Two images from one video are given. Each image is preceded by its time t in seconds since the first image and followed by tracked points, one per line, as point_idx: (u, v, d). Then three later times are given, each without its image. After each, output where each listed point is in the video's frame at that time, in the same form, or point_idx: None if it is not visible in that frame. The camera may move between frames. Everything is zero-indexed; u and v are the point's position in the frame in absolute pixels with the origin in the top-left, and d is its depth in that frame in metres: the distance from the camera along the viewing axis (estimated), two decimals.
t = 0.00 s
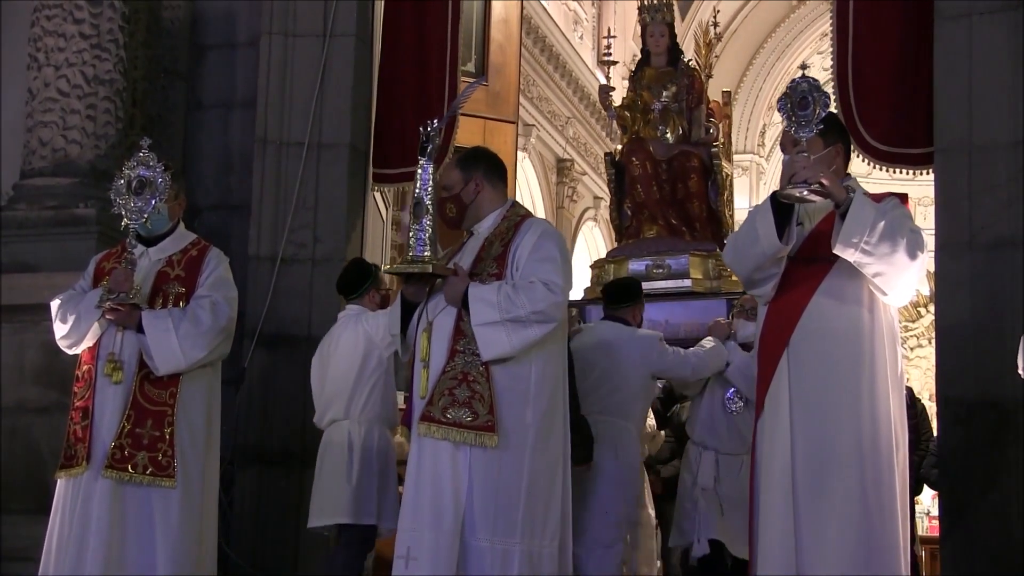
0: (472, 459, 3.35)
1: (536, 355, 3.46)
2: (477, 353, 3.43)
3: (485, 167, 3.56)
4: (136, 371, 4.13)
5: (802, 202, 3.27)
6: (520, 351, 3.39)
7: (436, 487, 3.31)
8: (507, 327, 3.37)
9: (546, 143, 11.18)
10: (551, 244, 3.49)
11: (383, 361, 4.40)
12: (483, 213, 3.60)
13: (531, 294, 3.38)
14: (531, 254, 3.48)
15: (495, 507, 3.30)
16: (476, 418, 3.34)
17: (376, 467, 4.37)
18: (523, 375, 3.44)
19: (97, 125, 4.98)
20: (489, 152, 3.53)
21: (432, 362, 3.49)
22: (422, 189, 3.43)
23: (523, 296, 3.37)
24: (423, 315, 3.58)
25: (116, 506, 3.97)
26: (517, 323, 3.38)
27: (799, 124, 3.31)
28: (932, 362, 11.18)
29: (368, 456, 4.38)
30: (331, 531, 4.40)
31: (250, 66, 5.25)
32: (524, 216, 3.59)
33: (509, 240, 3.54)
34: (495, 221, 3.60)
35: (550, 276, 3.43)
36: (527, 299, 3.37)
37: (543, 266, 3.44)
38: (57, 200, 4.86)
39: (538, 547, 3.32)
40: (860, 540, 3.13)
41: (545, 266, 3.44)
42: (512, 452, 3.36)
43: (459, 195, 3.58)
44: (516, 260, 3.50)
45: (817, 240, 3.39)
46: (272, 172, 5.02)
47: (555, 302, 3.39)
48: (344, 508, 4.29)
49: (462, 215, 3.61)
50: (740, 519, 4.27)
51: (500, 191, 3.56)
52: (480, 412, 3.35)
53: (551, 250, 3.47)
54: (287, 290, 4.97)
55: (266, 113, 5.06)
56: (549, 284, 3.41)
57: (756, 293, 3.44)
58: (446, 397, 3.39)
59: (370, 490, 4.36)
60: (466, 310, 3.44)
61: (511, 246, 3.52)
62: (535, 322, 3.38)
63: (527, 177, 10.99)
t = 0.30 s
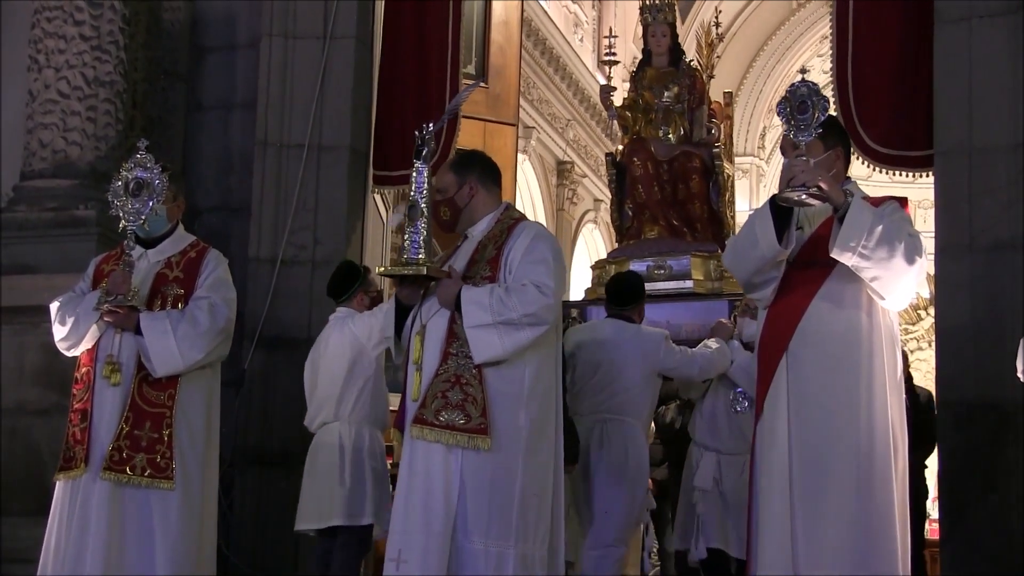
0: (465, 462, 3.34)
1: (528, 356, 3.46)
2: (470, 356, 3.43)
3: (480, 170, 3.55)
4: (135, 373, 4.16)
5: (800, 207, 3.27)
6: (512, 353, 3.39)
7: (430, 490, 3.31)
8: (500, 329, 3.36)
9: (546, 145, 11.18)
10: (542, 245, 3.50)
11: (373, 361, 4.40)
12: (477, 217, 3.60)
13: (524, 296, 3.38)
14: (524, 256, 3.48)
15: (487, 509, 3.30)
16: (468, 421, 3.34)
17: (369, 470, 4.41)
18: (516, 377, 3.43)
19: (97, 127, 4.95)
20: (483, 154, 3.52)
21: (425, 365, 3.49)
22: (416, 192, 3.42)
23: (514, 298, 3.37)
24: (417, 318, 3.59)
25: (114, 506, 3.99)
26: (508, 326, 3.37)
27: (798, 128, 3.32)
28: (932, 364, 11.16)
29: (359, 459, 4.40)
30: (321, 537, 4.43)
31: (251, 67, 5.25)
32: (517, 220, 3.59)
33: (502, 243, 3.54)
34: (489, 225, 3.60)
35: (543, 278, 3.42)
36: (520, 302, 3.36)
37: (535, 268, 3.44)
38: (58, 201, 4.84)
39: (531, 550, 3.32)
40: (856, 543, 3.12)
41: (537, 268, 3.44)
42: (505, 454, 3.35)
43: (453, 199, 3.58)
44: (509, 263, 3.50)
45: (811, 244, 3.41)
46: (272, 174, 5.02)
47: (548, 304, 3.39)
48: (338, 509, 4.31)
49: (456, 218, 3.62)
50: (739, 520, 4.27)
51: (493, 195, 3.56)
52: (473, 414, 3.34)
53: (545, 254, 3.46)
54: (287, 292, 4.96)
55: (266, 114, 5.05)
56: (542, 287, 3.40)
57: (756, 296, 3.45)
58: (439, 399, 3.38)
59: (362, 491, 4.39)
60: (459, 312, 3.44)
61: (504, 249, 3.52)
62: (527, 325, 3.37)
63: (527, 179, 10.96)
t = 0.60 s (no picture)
0: (465, 463, 3.34)
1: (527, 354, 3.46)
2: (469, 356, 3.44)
3: (485, 171, 3.56)
4: (134, 375, 4.20)
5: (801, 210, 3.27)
6: (508, 352, 3.38)
7: (428, 490, 3.31)
8: (495, 328, 3.37)
9: (546, 149, 11.17)
10: (543, 242, 3.48)
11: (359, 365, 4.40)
12: (484, 218, 3.59)
13: (519, 295, 3.38)
14: (522, 255, 3.47)
15: (486, 510, 3.30)
16: (467, 421, 3.34)
17: (352, 470, 4.39)
18: (517, 378, 3.43)
19: (98, 130, 4.94)
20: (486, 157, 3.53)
21: (426, 366, 3.51)
22: (421, 195, 3.43)
23: (510, 297, 3.37)
24: (421, 320, 3.61)
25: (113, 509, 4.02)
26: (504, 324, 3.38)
27: (799, 132, 3.32)
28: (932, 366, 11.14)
29: (341, 460, 4.40)
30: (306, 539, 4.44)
31: (252, 70, 5.24)
32: (522, 219, 3.59)
33: (503, 244, 3.54)
34: (496, 225, 3.59)
35: (539, 277, 3.41)
36: (514, 300, 3.36)
37: (532, 267, 3.42)
38: (59, 204, 4.83)
39: (531, 552, 3.31)
40: (858, 544, 3.11)
41: (536, 268, 3.42)
42: (506, 455, 3.36)
43: (460, 200, 3.59)
44: (508, 263, 3.50)
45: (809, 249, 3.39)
46: (273, 176, 5.01)
47: (543, 302, 3.38)
48: (323, 509, 4.32)
49: (464, 220, 3.62)
50: (740, 522, 4.27)
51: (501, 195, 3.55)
52: (472, 415, 3.35)
53: (544, 253, 3.45)
54: (287, 295, 4.96)
55: (267, 117, 5.05)
56: (539, 286, 3.39)
57: (756, 299, 3.44)
58: (439, 400, 3.38)
59: (345, 492, 4.39)
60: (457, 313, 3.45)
61: (504, 249, 3.53)
62: (522, 323, 3.37)
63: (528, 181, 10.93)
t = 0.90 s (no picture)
0: (467, 465, 3.41)
1: (527, 354, 3.52)
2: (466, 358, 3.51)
3: (493, 176, 3.63)
4: (139, 376, 4.28)
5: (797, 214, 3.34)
6: (500, 353, 3.44)
7: (431, 492, 3.39)
8: (484, 327, 3.44)
9: (546, 153, 11.24)
10: (537, 239, 3.53)
11: (360, 364, 4.48)
12: (497, 220, 3.66)
13: (506, 296, 3.44)
14: (516, 256, 3.52)
15: (487, 512, 3.37)
16: (464, 423, 3.42)
17: (353, 470, 4.45)
18: (516, 379, 3.50)
19: (104, 134, 4.99)
20: (500, 162, 3.60)
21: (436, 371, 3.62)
22: (428, 198, 3.65)
23: (497, 297, 3.44)
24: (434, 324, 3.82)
25: (119, 510, 4.08)
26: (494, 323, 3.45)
27: (795, 137, 3.37)
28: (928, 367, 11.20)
29: (345, 461, 4.45)
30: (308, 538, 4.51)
31: (255, 75, 5.30)
32: (529, 216, 3.64)
33: (500, 248, 3.61)
34: (508, 225, 3.65)
35: (526, 278, 3.46)
36: (500, 300, 3.43)
37: (523, 268, 3.47)
38: (65, 207, 4.88)
39: (532, 551, 3.36)
40: (854, 544, 3.17)
41: (526, 269, 3.47)
42: (506, 456, 3.42)
43: (472, 205, 3.70)
44: (504, 264, 3.56)
45: (806, 254, 3.45)
46: (275, 180, 5.07)
47: (529, 302, 3.42)
48: (319, 511, 4.36)
49: (480, 224, 3.72)
50: (738, 522, 4.32)
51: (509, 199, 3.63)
52: (469, 417, 3.42)
53: (535, 253, 3.49)
54: (290, 298, 5.01)
55: (270, 122, 5.11)
56: (525, 286, 3.44)
57: (753, 302, 3.51)
58: (442, 404, 3.47)
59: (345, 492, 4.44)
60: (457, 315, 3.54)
61: (501, 252, 3.60)
62: (510, 323, 3.43)
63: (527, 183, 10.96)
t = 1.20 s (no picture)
0: (462, 463, 3.56)
1: (521, 352, 3.65)
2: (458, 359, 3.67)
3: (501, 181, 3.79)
4: (146, 375, 4.40)
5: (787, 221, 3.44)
6: (486, 353, 3.58)
7: (434, 490, 3.57)
8: (473, 327, 3.59)
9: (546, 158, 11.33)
10: (527, 239, 3.65)
11: (358, 363, 4.59)
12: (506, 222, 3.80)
13: (491, 297, 3.58)
14: (504, 257, 3.64)
15: (480, 509, 3.50)
16: (455, 422, 3.57)
17: (352, 469, 4.56)
18: (508, 378, 3.63)
19: (111, 139, 5.07)
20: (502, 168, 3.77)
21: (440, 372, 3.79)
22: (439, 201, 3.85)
23: (483, 298, 3.58)
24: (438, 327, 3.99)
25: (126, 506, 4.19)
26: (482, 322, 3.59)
27: (786, 147, 3.50)
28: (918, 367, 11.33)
29: (344, 460, 4.56)
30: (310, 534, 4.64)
31: (260, 82, 5.41)
32: (535, 215, 3.76)
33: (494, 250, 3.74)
34: (518, 222, 3.76)
35: (511, 279, 3.58)
36: (485, 301, 3.57)
37: (509, 268, 3.59)
38: (73, 211, 4.96)
39: (524, 547, 3.47)
40: (839, 539, 3.28)
41: (512, 270, 3.58)
42: (502, 454, 3.54)
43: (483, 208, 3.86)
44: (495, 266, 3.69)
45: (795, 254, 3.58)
46: (280, 184, 5.17)
47: (510, 303, 3.54)
48: (318, 509, 4.47)
49: (494, 226, 3.88)
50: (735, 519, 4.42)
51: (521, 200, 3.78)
52: (460, 417, 3.57)
53: (521, 256, 3.60)
54: (293, 300, 5.11)
55: (274, 127, 5.21)
56: (508, 287, 3.56)
57: (745, 306, 3.67)
58: (438, 404, 3.62)
59: (344, 491, 4.54)
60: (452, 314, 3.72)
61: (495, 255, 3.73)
62: (495, 323, 3.57)
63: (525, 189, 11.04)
